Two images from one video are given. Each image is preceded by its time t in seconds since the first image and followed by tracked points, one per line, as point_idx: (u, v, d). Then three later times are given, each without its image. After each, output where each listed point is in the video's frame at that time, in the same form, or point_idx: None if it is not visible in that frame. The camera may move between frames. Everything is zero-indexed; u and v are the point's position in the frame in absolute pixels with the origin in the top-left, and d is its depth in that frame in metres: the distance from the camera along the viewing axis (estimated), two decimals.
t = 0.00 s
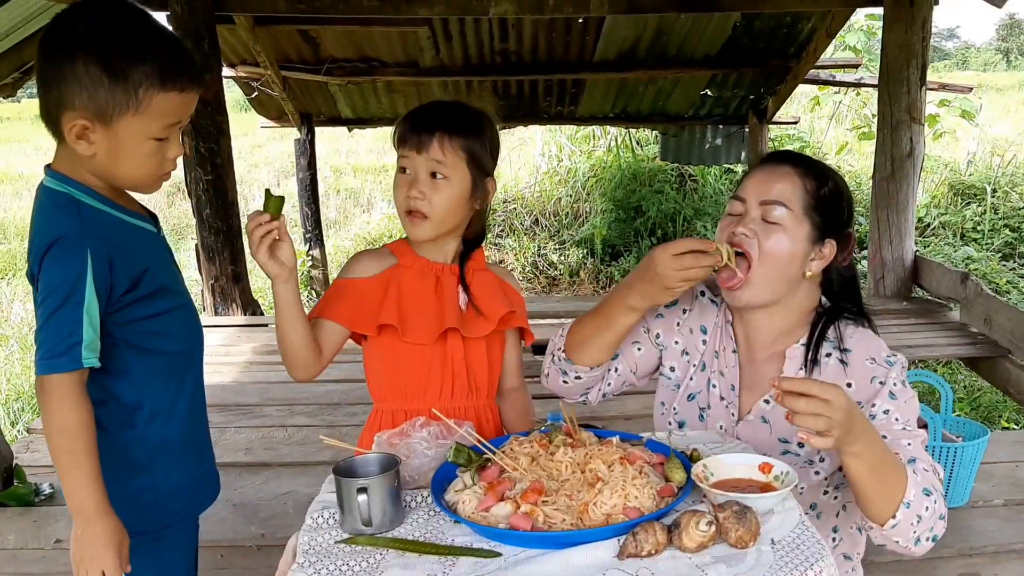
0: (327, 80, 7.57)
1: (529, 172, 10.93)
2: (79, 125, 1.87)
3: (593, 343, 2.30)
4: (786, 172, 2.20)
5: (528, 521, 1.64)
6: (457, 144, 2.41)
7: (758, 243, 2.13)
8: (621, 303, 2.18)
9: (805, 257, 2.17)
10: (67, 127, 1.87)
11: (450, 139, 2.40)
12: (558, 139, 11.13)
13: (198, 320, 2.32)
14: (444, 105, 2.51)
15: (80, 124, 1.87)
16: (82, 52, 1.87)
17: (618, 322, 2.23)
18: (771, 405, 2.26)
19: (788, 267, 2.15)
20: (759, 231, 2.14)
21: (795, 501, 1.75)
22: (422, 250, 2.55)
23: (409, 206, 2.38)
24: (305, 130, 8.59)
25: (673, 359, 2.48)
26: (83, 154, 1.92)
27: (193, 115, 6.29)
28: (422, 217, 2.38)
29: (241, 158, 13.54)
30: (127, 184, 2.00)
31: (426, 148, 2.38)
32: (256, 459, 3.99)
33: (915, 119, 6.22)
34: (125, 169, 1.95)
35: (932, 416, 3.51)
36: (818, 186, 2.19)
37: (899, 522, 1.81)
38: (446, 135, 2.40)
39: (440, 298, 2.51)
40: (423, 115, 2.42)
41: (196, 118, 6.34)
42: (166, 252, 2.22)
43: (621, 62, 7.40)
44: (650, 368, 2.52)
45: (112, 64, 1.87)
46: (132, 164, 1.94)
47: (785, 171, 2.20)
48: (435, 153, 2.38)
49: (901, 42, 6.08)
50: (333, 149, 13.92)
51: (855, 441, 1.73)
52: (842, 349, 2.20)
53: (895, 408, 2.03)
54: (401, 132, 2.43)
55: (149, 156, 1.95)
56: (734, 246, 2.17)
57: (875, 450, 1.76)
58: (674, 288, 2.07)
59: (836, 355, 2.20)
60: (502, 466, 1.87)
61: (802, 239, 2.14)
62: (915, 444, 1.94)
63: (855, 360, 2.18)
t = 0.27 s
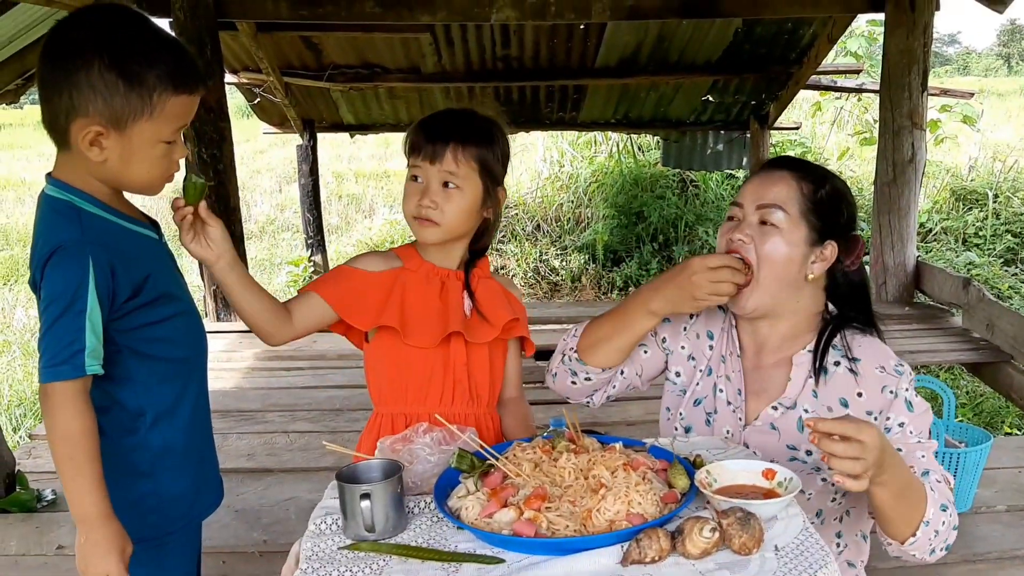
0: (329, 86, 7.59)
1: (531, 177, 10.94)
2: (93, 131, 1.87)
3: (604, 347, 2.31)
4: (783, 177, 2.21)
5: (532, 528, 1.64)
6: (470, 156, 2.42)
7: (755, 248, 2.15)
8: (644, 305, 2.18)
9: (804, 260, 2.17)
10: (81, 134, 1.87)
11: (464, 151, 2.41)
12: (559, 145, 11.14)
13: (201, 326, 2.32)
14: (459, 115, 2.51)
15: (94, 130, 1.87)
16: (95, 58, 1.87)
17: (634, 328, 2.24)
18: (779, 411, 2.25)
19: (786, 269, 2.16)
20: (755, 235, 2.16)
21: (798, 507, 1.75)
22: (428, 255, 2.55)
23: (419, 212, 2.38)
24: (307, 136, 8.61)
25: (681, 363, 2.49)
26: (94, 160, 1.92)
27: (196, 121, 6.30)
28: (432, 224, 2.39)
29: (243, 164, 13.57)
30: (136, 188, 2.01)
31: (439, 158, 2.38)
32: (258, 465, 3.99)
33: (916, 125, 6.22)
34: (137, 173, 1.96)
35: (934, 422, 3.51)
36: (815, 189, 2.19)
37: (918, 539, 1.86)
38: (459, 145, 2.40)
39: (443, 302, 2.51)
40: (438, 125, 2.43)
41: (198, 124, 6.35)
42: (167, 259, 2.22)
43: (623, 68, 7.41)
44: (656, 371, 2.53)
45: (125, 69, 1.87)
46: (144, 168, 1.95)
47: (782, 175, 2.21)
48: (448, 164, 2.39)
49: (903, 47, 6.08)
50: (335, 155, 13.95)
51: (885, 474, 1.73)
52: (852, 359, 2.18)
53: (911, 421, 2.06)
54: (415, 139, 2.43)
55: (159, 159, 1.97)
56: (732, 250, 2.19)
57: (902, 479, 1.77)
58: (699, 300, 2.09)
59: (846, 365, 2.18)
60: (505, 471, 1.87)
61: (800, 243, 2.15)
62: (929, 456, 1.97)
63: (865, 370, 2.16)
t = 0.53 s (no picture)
0: (332, 93, 7.62)
1: (534, 184, 10.95)
2: (102, 134, 1.88)
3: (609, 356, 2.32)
4: (772, 190, 2.19)
5: (538, 534, 1.64)
6: (472, 165, 2.42)
7: (756, 266, 2.15)
8: (645, 311, 2.20)
9: (806, 268, 2.17)
10: (90, 137, 1.88)
11: (466, 160, 2.41)
12: (562, 151, 11.15)
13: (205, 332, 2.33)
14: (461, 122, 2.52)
15: (104, 133, 1.88)
16: (102, 62, 1.88)
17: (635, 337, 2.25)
18: (788, 420, 2.25)
19: (790, 283, 2.16)
20: (754, 253, 2.16)
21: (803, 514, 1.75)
22: (431, 261, 2.56)
23: (424, 222, 2.40)
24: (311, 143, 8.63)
25: (687, 371, 2.49)
26: (103, 163, 1.93)
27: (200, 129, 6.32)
28: (435, 234, 2.40)
29: (247, 170, 13.60)
30: (144, 191, 2.02)
31: (442, 168, 2.39)
32: (262, 471, 3.99)
33: (919, 131, 6.22)
34: (147, 175, 1.97)
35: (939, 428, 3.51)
36: (807, 197, 2.18)
37: (933, 551, 1.88)
38: (461, 154, 2.41)
39: (449, 308, 2.52)
40: (441, 133, 2.44)
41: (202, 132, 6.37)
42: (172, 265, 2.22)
43: (625, 74, 7.43)
44: (662, 379, 2.53)
45: (133, 72, 1.89)
46: (152, 169, 1.97)
47: (771, 187, 2.20)
48: (451, 174, 2.40)
49: (905, 54, 6.09)
50: (338, 161, 13.99)
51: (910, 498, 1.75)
52: (860, 367, 2.20)
53: (922, 431, 2.07)
54: (417, 149, 2.44)
55: (167, 159, 1.99)
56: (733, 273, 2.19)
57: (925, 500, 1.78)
58: (699, 313, 2.10)
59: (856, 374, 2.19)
60: (510, 478, 1.88)
61: (799, 253, 2.15)
62: (941, 464, 1.96)
63: (874, 378, 2.17)
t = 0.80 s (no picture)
0: (335, 98, 7.64)
1: (536, 189, 10.96)
2: (123, 141, 1.89)
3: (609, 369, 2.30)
4: (768, 202, 2.17)
5: (544, 539, 1.63)
6: (468, 171, 2.42)
7: (760, 281, 2.14)
8: (638, 325, 2.18)
9: (813, 276, 2.16)
10: (112, 144, 1.89)
11: (462, 167, 2.41)
12: (564, 156, 11.16)
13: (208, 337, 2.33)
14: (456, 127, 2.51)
15: (125, 139, 1.89)
16: (122, 68, 1.88)
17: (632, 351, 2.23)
18: (797, 427, 2.24)
19: (798, 292, 2.14)
20: (757, 267, 2.15)
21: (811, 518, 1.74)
22: (433, 267, 2.56)
23: (422, 229, 2.40)
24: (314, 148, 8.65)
25: (691, 381, 2.47)
26: (122, 169, 1.94)
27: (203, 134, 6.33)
28: (435, 240, 2.40)
29: (249, 176, 13.63)
30: (158, 193, 2.04)
31: (439, 175, 2.39)
32: (265, 476, 3.99)
33: (923, 135, 6.22)
34: (164, 177, 2.00)
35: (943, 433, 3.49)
36: (803, 205, 2.17)
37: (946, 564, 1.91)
38: (458, 160, 2.41)
39: (451, 313, 2.52)
40: (438, 139, 2.44)
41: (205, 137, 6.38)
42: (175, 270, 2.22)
43: (628, 79, 7.44)
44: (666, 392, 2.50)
45: (153, 77, 1.90)
46: (169, 172, 2.00)
47: (768, 200, 2.18)
48: (448, 180, 2.39)
49: (909, 58, 6.09)
50: (340, 166, 14.01)
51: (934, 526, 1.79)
52: (870, 374, 2.20)
53: (932, 438, 2.10)
54: (414, 156, 2.44)
55: (184, 161, 2.01)
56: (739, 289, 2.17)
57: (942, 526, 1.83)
58: (694, 324, 2.08)
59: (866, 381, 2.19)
60: (516, 483, 1.87)
61: (803, 263, 2.13)
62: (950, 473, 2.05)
63: (885, 385, 2.18)
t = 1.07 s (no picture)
0: (338, 102, 7.66)
1: (539, 192, 10.97)
2: (142, 148, 1.90)
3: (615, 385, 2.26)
4: (765, 217, 2.15)
5: (549, 544, 1.63)
6: (467, 173, 2.42)
7: (765, 297, 2.13)
8: (644, 340, 2.13)
9: (815, 288, 2.16)
10: (131, 151, 1.90)
11: (460, 168, 2.41)
12: (567, 159, 11.16)
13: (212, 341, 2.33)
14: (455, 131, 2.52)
15: (145, 147, 1.90)
16: (144, 77, 1.89)
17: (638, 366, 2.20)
18: (804, 435, 2.23)
19: (801, 307, 2.14)
20: (760, 283, 2.14)
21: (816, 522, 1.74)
22: (435, 272, 2.56)
23: (421, 232, 2.40)
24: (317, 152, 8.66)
25: (695, 388, 2.47)
26: (138, 176, 1.94)
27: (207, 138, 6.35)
28: (435, 243, 2.40)
29: (253, 180, 13.66)
30: (169, 200, 2.05)
31: (437, 177, 2.40)
32: (269, 481, 3.99)
33: (926, 138, 6.21)
34: (178, 184, 2.01)
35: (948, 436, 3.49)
36: (802, 218, 2.15)
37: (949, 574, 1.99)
38: (456, 163, 2.41)
39: (454, 318, 2.52)
40: (436, 142, 2.44)
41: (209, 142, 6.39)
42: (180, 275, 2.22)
43: (631, 82, 7.43)
44: (672, 400, 2.49)
45: (174, 87, 1.92)
46: (183, 179, 2.02)
47: (765, 215, 2.16)
48: (446, 182, 2.40)
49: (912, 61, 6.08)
50: (343, 170, 14.02)
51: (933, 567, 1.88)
52: (877, 382, 2.20)
53: (939, 447, 2.14)
54: (413, 159, 2.45)
55: (197, 169, 2.04)
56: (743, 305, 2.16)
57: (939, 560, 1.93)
58: (702, 339, 2.04)
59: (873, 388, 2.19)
60: (521, 487, 1.87)
61: (804, 276, 2.13)
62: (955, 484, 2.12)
63: (892, 393, 2.18)
